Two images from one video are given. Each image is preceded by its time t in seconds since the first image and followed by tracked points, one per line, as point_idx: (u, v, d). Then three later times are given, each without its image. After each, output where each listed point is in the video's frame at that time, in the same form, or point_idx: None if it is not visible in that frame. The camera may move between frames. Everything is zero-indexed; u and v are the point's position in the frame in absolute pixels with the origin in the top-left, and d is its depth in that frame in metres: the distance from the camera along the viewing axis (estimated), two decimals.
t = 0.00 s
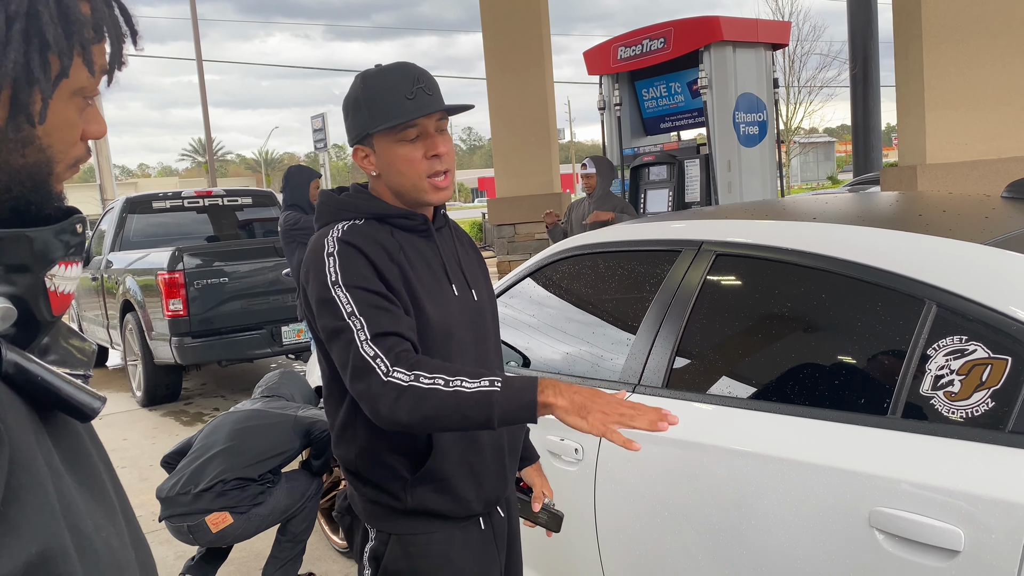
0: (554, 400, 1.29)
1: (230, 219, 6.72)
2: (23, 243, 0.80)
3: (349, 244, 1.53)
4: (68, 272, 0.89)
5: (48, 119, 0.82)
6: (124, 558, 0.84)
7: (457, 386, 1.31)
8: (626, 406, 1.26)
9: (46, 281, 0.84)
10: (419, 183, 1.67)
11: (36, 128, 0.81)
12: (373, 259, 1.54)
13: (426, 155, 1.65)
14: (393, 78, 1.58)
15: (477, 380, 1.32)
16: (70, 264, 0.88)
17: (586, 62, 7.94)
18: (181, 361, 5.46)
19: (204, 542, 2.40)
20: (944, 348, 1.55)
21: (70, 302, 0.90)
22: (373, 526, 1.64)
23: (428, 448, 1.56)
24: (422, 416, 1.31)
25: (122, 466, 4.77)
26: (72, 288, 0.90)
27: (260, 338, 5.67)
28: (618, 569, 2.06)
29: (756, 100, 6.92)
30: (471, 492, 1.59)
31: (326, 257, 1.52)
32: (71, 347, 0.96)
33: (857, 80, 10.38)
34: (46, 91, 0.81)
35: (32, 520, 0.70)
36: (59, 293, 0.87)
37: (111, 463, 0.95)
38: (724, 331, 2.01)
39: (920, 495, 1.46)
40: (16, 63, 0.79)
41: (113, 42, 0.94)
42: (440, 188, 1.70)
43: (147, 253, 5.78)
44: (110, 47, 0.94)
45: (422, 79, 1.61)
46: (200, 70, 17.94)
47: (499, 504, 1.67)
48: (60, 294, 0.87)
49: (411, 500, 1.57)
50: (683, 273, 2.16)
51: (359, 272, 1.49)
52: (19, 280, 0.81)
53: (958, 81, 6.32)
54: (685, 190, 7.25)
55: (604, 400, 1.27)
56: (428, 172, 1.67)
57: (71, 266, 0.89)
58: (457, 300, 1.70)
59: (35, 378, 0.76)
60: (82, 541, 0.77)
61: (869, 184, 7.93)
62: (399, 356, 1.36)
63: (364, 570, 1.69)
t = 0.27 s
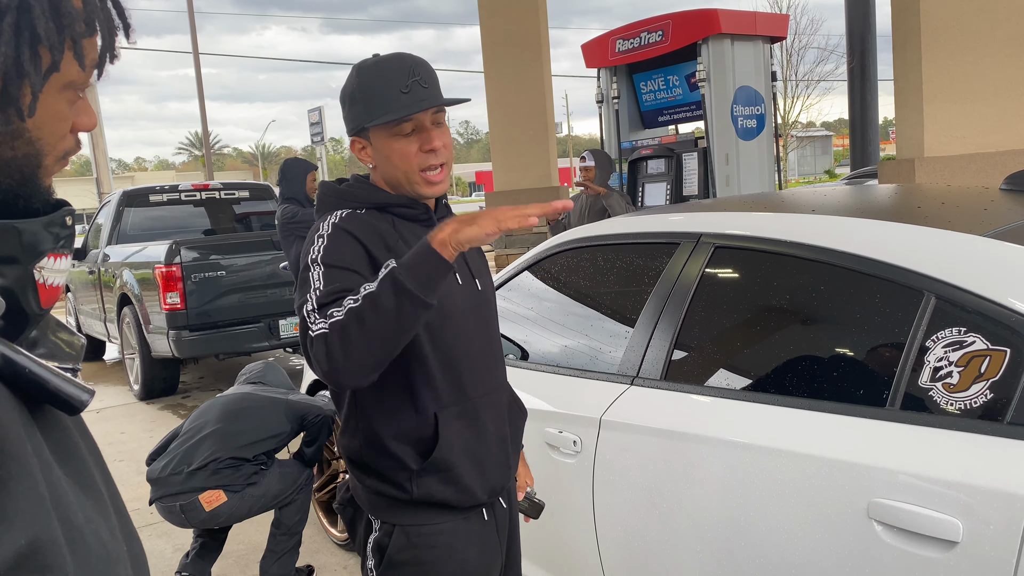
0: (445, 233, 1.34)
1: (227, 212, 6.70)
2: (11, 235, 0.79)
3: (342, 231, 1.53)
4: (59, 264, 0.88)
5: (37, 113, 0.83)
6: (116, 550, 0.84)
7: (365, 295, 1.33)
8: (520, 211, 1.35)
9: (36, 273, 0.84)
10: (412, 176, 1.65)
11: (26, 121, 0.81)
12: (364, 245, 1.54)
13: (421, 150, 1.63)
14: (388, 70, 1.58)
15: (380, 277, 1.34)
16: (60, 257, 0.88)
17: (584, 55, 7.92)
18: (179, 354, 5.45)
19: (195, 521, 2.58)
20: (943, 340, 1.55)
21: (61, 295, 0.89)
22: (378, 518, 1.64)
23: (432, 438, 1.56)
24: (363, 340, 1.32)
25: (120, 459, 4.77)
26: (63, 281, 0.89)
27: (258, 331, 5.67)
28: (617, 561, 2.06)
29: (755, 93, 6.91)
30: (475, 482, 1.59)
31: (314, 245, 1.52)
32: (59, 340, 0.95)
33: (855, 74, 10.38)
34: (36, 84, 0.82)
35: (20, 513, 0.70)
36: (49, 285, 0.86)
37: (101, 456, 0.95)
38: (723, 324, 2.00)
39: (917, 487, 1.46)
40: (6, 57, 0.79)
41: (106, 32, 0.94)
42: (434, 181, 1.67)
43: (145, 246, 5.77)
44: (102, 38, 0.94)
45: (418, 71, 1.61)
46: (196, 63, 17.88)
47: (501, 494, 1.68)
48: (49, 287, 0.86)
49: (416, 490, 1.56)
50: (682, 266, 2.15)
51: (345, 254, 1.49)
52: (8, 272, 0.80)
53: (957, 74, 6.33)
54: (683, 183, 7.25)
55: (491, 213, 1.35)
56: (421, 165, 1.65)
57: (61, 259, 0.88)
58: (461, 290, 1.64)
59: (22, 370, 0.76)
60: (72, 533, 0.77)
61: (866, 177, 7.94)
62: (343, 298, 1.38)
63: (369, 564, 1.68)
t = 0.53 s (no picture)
0: (492, 263, 1.29)
1: (224, 205, 6.68)
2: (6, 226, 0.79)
3: (341, 217, 1.54)
4: (54, 256, 0.88)
5: (32, 103, 0.82)
6: (113, 542, 0.84)
7: (391, 285, 1.30)
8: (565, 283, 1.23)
9: (30, 265, 0.83)
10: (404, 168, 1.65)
11: (19, 112, 0.81)
12: (363, 233, 1.54)
13: (416, 141, 1.63)
14: (391, 59, 1.57)
15: (411, 275, 1.31)
16: (55, 249, 0.88)
17: (582, 48, 7.91)
18: (176, 348, 5.45)
19: (191, 478, 2.75)
20: (944, 332, 1.55)
21: (55, 286, 0.89)
22: (377, 510, 1.64)
23: (430, 429, 1.56)
24: (372, 329, 1.27)
25: (118, 453, 4.77)
26: (57, 272, 0.89)
27: (256, 325, 5.66)
28: (617, 554, 2.07)
29: (753, 86, 6.90)
30: (473, 474, 1.59)
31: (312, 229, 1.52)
32: (54, 333, 0.95)
33: (854, 67, 10.37)
34: (29, 75, 0.81)
35: (17, 503, 0.70)
36: (43, 277, 0.86)
37: (98, 448, 0.95)
38: (723, 316, 2.00)
39: (917, 478, 1.47)
40: None
41: (98, 21, 0.94)
42: (428, 173, 1.67)
43: (143, 239, 5.76)
44: (95, 27, 0.93)
45: (422, 63, 1.60)
46: (193, 57, 17.82)
47: (501, 487, 1.68)
48: (43, 278, 0.86)
49: (413, 482, 1.56)
50: (683, 259, 2.15)
51: (345, 241, 1.49)
52: (2, 263, 0.80)
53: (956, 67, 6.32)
54: (682, 176, 7.25)
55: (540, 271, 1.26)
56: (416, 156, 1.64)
57: (55, 251, 0.88)
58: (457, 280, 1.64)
59: (17, 361, 0.76)
60: (70, 524, 0.77)
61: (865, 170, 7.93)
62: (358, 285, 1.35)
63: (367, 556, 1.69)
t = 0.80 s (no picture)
0: (462, 208, 1.37)
1: (222, 201, 6.67)
2: (9, 219, 0.79)
3: (344, 209, 1.54)
4: (55, 249, 0.88)
5: (36, 95, 0.82)
6: (117, 535, 0.84)
7: (374, 254, 1.32)
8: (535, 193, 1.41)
9: (33, 258, 0.83)
10: (396, 153, 1.65)
11: (24, 105, 0.81)
12: (366, 224, 1.54)
13: (410, 126, 1.63)
14: (399, 44, 1.59)
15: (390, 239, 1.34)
16: (56, 242, 0.88)
17: (580, 42, 7.90)
18: (175, 343, 5.44)
19: (213, 474, 2.77)
20: (944, 325, 1.55)
21: (57, 280, 0.89)
22: (383, 504, 1.64)
23: (437, 422, 1.56)
24: (366, 302, 1.29)
25: (117, 448, 4.76)
26: (59, 266, 0.89)
27: (254, 320, 5.66)
28: (618, 548, 2.07)
29: (752, 80, 6.89)
30: (478, 467, 1.59)
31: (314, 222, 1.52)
32: (56, 326, 0.95)
33: (851, 62, 10.37)
34: (34, 67, 0.81)
35: (21, 495, 0.70)
36: (45, 270, 0.86)
37: (101, 440, 0.95)
38: (722, 310, 2.00)
39: (918, 471, 1.47)
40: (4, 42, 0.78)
41: (98, 12, 0.93)
42: (419, 162, 1.65)
43: (140, 234, 5.75)
44: (95, 19, 0.93)
45: (429, 53, 1.61)
46: (189, 51, 17.80)
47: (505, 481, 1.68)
48: (46, 272, 0.87)
49: (420, 474, 1.56)
50: (682, 253, 2.15)
51: (345, 231, 1.49)
52: (6, 257, 0.80)
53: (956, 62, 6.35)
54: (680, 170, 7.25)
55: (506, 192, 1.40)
56: (408, 142, 1.64)
57: (57, 244, 0.88)
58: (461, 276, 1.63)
59: (20, 354, 0.76)
60: (74, 518, 0.77)
61: (862, 164, 7.94)
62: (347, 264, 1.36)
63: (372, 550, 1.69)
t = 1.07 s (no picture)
0: (471, 240, 1.34)
1: (218, 198, 6.67)
2: (9, 216, 0.79)
3: (344, 204, 1.54)
4: (57, 246, 0.88)
5: (38, 91, 0.82)
6: (119, 530, 0.84)
7: (373, 263, 1.31)
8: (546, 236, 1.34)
9: (34, 255, 0.83)
10: (394, 152, 1.65)
11: (27, 100, 0.81)
12: (363, 219, 1.55)
13: (405, 124, 1.63)
14: (389, 43, 1.59)
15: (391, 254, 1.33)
16: (58, 239, 0.88)
17: (576, 39, 7.90)
18: (171, 340, 5.44)
19: (229, 466, 2.83)
20: (939, 320, 1.56)
21: (58, 276, 0.89)
22: (377, 499, 1.64)
23: (432, 420, 1.56)
24: (353, 307, 1.28)
25: (113, 445, 4.76)
26: (60, 263, 0.89)
27: (250, 317, 5.65)
28: (615, 543, 2.08)
29: (747, 76, 6.89)
30: (472, 464, 1.60)
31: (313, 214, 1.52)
32: (56, 323, 0.95)
33: (847, 58, 10.38)
34: (36, 62, 0.81)
35: (28, 490, 0.70)
36: (47, 267, 0.86)
37: (101, 436, 0.95)
38: (718, 306, 2.01)
39: (912, 465, 1.48)
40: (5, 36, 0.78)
41: (98, 10, 0.93)
42: (416, 159, 1.65)
43: (136, 232, 5.73)
44: (96, 16, 0.93)
45: (420, 50, 1.60)
46: (184, 47, 17.75)
47: (500, 478, 1.69)
48: (47, 268, 0.86)
49: (413, 470, 1.56)
50: (678, 249, 2.16)
51: (342, 228, 1.49)
52: (7, 254, 0.80)
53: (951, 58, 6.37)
54: (676, 166, 7.26)
55: (521, 235, 1.36)
56: (405, 140, 1.64)
57: (59, 240, 0.88)
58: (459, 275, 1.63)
59: (23, 352, 0.76)
60: (79, 513, 0.77)
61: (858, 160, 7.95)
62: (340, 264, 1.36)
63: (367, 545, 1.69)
